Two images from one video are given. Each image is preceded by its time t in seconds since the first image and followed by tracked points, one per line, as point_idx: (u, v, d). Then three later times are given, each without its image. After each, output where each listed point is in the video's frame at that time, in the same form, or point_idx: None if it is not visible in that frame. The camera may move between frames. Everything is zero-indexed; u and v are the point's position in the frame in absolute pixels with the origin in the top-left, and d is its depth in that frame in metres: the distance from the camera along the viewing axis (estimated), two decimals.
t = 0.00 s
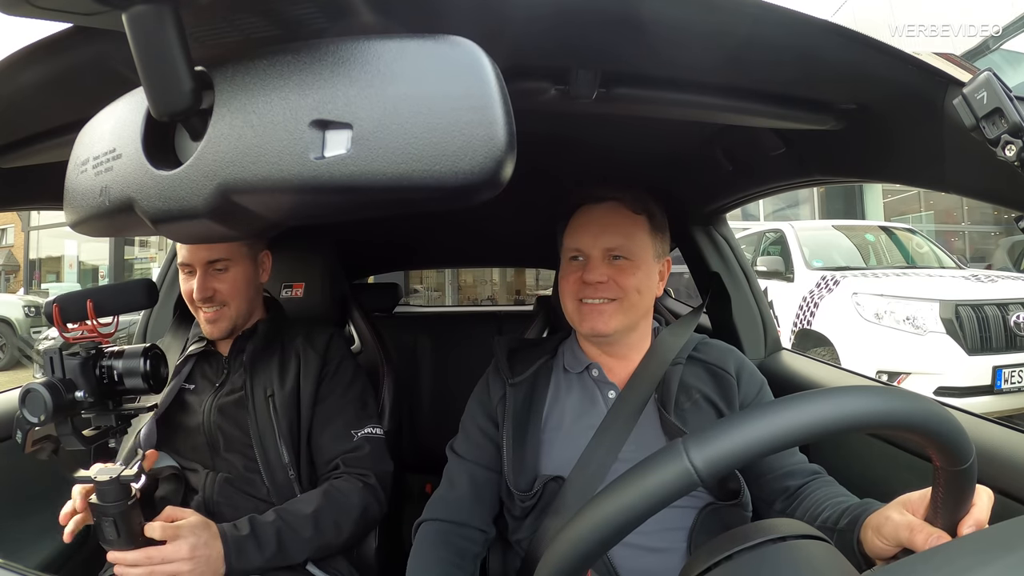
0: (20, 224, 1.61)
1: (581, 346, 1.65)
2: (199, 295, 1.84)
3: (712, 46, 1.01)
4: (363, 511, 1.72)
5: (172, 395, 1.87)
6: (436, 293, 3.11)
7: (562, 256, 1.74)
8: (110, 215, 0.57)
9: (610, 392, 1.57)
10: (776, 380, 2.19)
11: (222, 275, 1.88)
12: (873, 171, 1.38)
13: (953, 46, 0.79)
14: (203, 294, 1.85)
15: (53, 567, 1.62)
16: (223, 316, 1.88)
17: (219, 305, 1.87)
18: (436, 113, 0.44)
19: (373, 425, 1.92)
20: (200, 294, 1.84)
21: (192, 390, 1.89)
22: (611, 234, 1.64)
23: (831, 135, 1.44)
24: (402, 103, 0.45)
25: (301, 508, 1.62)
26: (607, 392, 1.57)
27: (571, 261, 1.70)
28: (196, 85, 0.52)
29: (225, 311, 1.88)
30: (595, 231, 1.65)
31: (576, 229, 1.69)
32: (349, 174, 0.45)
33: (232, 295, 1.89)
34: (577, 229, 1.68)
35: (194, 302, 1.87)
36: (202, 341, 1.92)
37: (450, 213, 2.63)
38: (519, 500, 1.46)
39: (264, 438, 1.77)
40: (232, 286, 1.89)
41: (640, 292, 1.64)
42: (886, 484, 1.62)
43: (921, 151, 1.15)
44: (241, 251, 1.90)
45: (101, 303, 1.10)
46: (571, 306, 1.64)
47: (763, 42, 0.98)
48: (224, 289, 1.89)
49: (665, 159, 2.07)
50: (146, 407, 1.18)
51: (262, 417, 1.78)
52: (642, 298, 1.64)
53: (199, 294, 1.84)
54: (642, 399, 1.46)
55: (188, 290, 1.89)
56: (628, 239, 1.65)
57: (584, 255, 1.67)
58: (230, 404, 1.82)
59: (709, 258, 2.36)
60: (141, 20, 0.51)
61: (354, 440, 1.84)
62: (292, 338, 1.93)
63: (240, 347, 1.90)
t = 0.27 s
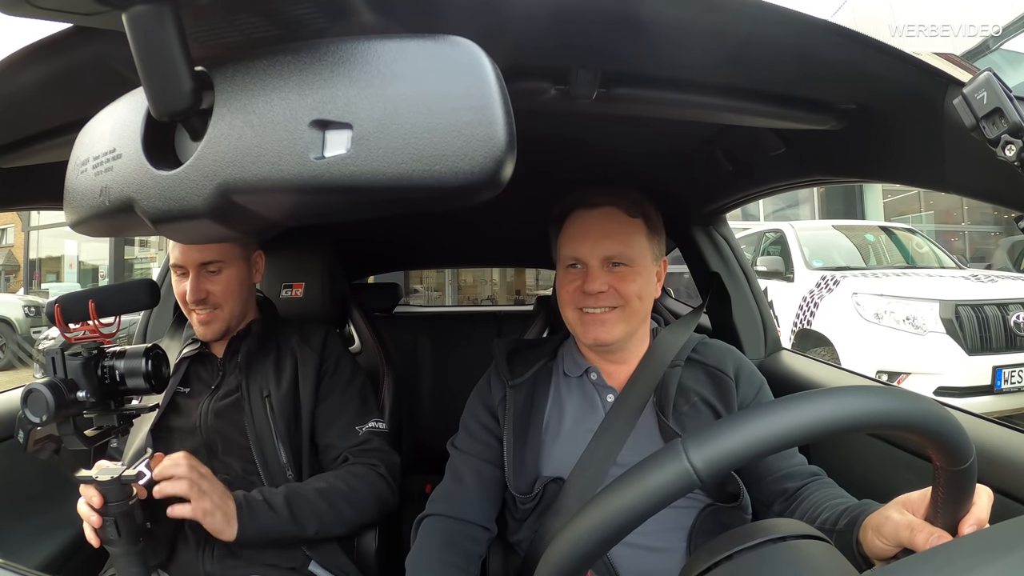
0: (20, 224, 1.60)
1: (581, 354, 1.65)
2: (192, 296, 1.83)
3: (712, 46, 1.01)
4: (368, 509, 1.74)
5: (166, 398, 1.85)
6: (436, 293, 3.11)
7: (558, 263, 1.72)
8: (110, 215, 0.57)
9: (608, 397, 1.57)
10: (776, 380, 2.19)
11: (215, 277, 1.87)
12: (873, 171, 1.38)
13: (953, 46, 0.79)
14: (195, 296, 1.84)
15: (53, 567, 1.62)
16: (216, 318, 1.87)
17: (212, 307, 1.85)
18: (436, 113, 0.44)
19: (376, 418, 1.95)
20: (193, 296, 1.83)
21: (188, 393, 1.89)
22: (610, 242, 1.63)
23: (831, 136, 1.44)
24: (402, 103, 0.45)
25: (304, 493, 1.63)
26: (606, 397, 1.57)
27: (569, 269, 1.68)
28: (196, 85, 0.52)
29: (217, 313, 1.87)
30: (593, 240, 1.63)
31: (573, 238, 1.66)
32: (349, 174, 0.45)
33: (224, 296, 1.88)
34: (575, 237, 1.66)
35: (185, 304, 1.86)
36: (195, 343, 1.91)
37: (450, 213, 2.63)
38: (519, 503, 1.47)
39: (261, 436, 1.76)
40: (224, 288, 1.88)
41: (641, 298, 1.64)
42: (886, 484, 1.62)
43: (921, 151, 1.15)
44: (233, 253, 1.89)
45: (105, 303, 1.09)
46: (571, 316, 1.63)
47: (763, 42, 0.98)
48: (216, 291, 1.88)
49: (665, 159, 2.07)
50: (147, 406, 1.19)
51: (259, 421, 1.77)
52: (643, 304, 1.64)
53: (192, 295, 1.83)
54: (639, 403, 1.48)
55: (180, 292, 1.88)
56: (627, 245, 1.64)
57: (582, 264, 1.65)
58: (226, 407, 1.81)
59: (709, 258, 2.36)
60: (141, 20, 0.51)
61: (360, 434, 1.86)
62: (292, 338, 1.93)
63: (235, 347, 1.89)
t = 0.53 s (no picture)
0: (21, 224, 1.63)
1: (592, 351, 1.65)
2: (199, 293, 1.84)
3: (712, 46, 1.01)
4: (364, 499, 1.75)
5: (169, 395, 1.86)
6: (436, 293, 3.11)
7: (568, 260, 1.72)
8: (110, 215, 0.57)
9: (613, 400, 1.57)
10: (776, 380, 2.19)
11: (221, 273, 1.88)
12: (873, 171, 1.38)
13: (952, 46, 0.79)
14: (201, 292, 1.85)
15: (53, 567, 1.62)
16: (221, 314, 1.88)
17: (217, 304, 1.87)
18: (436, 113, 0.44)
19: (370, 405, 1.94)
20: (199, 293, 1.84)
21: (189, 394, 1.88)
22: (623, 236, 1.64)
23: (831, 136, 1.44)
24: (402, 103, 0.45)
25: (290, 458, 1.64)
26: (610, 399, 1.57)
27: (580, 264, 1.68)
28: (196, 85, 0.52)
29: (222, 309, 1.88)
30: (607, 234, 1.65)
31: (585, 232, 1.67)
32: (349, 175, 0.45)
33: (230, 292, 1.89)
34: (587, 232, 1.66)
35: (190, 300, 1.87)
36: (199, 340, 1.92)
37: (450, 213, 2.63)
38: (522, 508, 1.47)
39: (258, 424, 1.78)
40: (230, 285, 1.89)
41: (652, 293, 1.66)
42: (886, 483, 1.62)
43: (921, 151, 1.15)
44: (239, 251, 1.91)
45: (116, 303, 1.08)
46: (585, 310, 1.62)
47: (763, 42, 0.98)
48: (221, 288, 1.89)
49: (665, 159, 2.07)
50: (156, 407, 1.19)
51: (259, 413, 1.79)
52: (654, 299, 1.66)
53: (199, 292, 1.84)
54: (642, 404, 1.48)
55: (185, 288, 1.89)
56: (639, 240, 1.66)
57: (595, 258, 1.66)
58: (227, 403, 1.81)
59: (709, 258, 2.36)
60: (142, 19, 0.51)
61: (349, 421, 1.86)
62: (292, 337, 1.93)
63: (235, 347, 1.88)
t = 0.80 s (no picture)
0: (21, 224, 1.62)
1: (602, 351, 1.64)
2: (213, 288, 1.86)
3: (712, 46, 1.01)
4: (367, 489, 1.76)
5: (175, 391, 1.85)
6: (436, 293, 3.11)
7: (574, 261, 1.71)
8: (111, 215, 0.57)
9: (612, 402, 1.57)
10: (776, 380, 2.19)
11: (237, 270, 1.92)
12: (873, 172, 1.38)
13: (953, 46, 0.79)
14: (217, 287, 1.87)
15: (54, 567, 1.62)
16: (233, 311, 1.91)
17: (230, 300, 1.89)
18: (436, 113, 0.44)
19: (379, 396, 2.00)
20: (215, 288, 1.86)
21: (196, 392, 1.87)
22: (632, 235, 1.65)
23: (831, 136, 1.44)
24: (402, 103, 0.45)
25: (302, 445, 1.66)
26: (609, 402, 1.57)
27: (588, 264, 1.67)
28: (196, 85, 0.52)
29: (234, 306, 1.90)
30: (615, 233, 1.65)
31: (592, 232, 1.66)
32: (348, 175, 0.45)
33: (243, 289, 1.92)
34: (595, 232, 1.66)
35: (203, 294, 1.88)
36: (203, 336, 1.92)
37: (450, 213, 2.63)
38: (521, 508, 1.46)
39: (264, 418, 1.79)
40: (244, 283, 1.92)
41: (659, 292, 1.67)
42: (886, 483, 1.62)
43: (921, 151, 1.15)
44: (254, 249, 1.95)
45: (135, 303, 1.08)
46: (594, 310, 1.61)
47: (763, 42, 0.98)
48: (236, 284, 1.91)
49: (665, 159, 2.07)
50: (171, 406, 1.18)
51: (264, 408, 1.79)
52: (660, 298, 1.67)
53: (213, 287, 1.86)
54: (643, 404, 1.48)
55: (196, 284, 1.89)
56: (645, 238, 1.67)
57: (603, 258, 1.65)
58: (231, 398, 1.81)
59: (709, 258, 2.36)
60: (142, 19, 0.51)
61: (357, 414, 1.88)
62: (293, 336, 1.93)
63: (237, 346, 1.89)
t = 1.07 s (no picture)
0: (21, 223, 1.63)
1: (612, 351, 1.64)
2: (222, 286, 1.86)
3: (712, 46, 1.01)
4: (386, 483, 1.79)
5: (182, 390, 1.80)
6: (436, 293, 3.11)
7: (582, 261, 1.69)
8: (110, 215, 0.57)
9: (615, 401, 1.58)
10: (776, 380, 2.19)
11: (247, 269, 1.92)
12: (873, 172, 1.38)
13: (953, 46, 0.79)
14: (225, 285, 1.87)
15: (53, 568, 1.62)
16: (239, 310, 1.90)
17: (236, 299, 1.88)
18: (436, 113, 0.44)
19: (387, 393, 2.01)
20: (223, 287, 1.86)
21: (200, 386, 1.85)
22: (642, 235, 1.66)
23: (831, 136, 1.43)
24: (402, 103, 0.45)
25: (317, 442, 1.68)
26: (613, 400, 1.58)
27: (598, 264, 1.66)
28: (196, 85, 0.52)
29: (241, 305, 1.90)
30: (625, 233, 1.65)
31: (603, 232, 1.66)
32: (348, 175, 0.45)
33: (250, 289, 1.92)
34: (606, 231, 1.66)
35: (211, 290, 1.87)
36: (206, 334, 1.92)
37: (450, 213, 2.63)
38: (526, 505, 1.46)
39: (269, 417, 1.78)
40: (252, 282, 1.92)
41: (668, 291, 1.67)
42: (886, 483, 1.62)
43: (921, 151, 1.15)
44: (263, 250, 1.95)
45: (126, 303, 1.09)
46: (608, 310, 1.59)
47: (763, 42, 0.98)
48: (244, 284, 1.91)
49: (665, 159, 2.07)
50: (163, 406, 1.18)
51: (269, 407, 1.79)
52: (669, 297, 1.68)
53: (222, 285, 1.86)
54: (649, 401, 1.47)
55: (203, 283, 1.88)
56: (653, 239, 1.68)
57: (614, 258, 1.65)
58: (236, 397, 1.81)
59: (709, 258, 2.36)
60: (142, 19, 0.51)
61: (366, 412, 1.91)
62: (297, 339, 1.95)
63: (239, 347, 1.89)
